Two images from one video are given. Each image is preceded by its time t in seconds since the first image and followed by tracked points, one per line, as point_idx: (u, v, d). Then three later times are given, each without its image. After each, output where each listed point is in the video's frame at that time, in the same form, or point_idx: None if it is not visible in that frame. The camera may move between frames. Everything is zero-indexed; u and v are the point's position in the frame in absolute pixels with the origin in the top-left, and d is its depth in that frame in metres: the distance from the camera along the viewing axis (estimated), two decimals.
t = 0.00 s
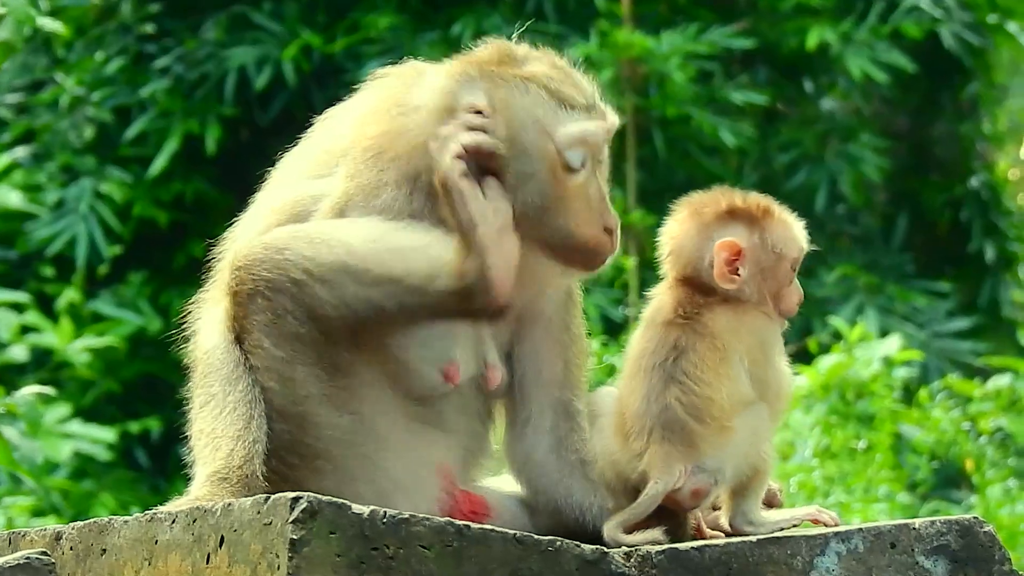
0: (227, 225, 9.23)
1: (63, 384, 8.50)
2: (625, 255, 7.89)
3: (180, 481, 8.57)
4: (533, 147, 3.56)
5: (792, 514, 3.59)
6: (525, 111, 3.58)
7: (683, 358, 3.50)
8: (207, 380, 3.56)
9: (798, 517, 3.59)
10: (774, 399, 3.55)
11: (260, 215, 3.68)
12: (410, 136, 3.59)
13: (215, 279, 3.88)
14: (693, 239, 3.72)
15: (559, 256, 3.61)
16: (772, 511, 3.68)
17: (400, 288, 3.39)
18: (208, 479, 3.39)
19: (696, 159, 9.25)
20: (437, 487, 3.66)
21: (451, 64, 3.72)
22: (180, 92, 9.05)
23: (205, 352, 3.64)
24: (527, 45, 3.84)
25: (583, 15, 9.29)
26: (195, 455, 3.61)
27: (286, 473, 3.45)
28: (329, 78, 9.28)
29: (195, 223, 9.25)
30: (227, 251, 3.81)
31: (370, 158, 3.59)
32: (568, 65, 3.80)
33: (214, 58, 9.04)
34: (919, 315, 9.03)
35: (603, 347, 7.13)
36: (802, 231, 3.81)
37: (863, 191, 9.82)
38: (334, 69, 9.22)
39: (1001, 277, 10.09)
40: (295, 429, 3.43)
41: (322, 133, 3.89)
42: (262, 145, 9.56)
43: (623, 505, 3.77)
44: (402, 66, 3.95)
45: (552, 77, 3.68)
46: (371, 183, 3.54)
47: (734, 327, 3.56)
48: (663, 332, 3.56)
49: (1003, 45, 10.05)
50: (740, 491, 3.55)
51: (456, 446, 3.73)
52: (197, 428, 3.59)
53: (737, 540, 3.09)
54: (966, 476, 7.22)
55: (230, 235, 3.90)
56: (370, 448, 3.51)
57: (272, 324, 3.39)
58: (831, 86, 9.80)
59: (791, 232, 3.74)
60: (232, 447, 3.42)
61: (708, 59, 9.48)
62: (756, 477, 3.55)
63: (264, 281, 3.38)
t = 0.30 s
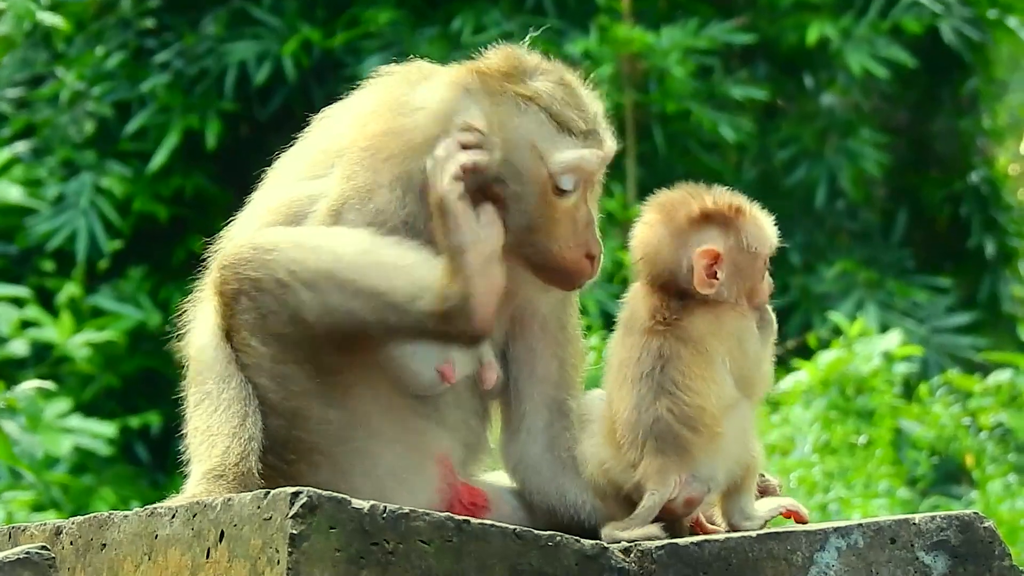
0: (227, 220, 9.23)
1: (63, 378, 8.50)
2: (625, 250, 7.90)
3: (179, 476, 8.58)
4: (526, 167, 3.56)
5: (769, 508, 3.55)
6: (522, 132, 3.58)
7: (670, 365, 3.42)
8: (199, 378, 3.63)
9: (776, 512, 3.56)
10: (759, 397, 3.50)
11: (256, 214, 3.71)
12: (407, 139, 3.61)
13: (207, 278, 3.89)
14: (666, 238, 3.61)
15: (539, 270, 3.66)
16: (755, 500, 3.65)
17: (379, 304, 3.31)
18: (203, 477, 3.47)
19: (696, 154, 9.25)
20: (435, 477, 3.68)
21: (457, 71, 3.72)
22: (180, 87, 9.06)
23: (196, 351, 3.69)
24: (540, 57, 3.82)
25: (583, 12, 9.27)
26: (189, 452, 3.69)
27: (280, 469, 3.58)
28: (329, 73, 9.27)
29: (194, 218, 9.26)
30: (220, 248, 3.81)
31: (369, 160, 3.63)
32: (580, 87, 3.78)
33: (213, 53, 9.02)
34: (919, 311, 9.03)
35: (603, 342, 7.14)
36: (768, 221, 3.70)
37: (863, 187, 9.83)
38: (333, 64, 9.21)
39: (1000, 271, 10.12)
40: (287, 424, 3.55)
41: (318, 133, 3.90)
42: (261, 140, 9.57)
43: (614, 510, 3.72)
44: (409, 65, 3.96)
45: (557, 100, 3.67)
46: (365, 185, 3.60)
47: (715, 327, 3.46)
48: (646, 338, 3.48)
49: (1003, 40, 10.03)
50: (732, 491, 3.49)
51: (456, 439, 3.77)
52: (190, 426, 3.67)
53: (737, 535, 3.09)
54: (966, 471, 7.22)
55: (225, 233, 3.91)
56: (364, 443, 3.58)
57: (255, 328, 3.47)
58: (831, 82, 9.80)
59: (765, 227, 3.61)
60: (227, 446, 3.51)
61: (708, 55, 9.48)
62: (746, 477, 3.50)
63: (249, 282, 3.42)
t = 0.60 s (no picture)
0: (227, 215, 9.23)
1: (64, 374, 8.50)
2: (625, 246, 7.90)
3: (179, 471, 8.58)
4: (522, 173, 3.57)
5: (766, 505, 3.47)
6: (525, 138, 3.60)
7: (669, 377, 3.42)
8: (197, 370, 3.71)
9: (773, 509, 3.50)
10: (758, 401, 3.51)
11: (257, 212, 3.73)
12: (412, 134, 3.63)
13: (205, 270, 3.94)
14: (661, 245, 3.60)
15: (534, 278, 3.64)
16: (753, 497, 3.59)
17: (367, 323, 3.37)
18: (197, 469, 3.54)
19: (696, 150, 9.25)
20: (434, 474, 3.66)
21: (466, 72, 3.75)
22: (180, 82, 9.05)
23: (195, 344, 3.76)
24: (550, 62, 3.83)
25: (584, 7, 9.26)
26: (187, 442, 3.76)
27: (274, 462, 3.59)
28: (329, 69, 9.26)
29: (194, 214, 9.25)
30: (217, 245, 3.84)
31: (372, 157, 3.66)
32: (590, 97, 3.77)
33: (214, 49, 9.01)
34: (919, 307, 9.03)
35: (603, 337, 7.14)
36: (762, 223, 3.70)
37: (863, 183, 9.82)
38: (334, 59, 9.21)
39: (1001, 267, 10.08)
40: (285, 416, 3.55)
41: (320, 133, 3.92)
42: (261, 136, 9.57)
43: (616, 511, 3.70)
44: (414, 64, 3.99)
45: (563, 109, 3.68)
46: (370, 183, 3.62)
47: (713, 334, 3.45)
48: (645, 348, 3.48)
49: (1004, 37, 10.01)
50: (733, 494, 3.39)
51: (455, 434, 3.78)
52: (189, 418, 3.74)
53: (735, 531, 3.09)
54: (966, 467, 7.22)
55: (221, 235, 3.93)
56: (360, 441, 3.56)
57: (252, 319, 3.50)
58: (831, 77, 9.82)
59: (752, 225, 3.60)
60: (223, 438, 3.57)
61: (709, 51, 9.47)
62: (747, 484, 3.41)
63: (244, 275, 3.48)
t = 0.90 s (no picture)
0: (232, 213, 9.24)
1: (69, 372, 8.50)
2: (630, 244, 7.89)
3: (185, 470, 8.58)
4: (527, 168, 3.58)
5: (778, 507, 3.46)
6: (527, 136, 3.61)
7: (716, 382, 3.32)
8: (206, 367, 3.69)
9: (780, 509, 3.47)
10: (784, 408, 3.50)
11: (262, 206, 3.74)
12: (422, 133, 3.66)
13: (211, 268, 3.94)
14: (694, 238, 3.44)
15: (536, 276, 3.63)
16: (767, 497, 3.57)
17: (387, 318, 3.41)
18: (205, 466, 3.55)
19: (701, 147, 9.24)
20: (439, 470, 3.68)
21: (473, 69, 3.76)
22: (186, 81, 9.05)
23: (201, 341, 3.76)
24: (561, 61, 3.85)
25: (588, 5, 9.26)
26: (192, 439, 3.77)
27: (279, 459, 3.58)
28: (334, 66, 9.26)
29: (199, 212, 9.26)
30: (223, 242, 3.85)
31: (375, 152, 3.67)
32: (596, 92, 3.81)
33: (219, 47, 9.02)
34: (925, 305, 9.02)
35: (608, 335, 7.12)
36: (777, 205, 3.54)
37: (868, 179, 9.81)
38: (339, 57, 9.22)
39: (1006, 264, 10.05)
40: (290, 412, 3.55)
41: (323, 130, 3.92)
42: (266, 134, 9.58)
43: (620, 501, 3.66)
44: (420, 64, 3.97)
45: (568, 106, 3.70)
46: (374, 178, 3.64)
47: (752, 335, 3.38)
48: (689, 350, 3.35)
49: (1009, 33, 10.00)
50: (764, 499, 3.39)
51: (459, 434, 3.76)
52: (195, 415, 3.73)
53: (742, 529, 3.08)
54: (972, 464, 7.21)
55: (225, 231, 3.94)
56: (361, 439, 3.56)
57: (267, 317, 3.50)
58: (836, 74, 9.81)
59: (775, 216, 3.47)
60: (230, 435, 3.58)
61: (714, 48, 9.47)
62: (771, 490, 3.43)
63: (252, 273, 3.48)
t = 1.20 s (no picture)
0: (240, 213, 9.24)
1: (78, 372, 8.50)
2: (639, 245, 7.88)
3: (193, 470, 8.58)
4: (538, 156, 3.64)
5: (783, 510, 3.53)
6: (534, 124, 3.66)
7: (730, 397, 3.33)
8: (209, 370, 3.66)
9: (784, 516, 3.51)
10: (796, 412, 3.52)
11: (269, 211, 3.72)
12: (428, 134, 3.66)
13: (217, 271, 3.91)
14: (700, 248, 3.45)
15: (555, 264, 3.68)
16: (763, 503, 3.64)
17: (396, 302, 3.42)
18: (207, 469, 3.49)
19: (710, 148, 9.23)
20: (448, 472, 3.68)
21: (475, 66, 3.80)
22: (195, 81, 9.06)
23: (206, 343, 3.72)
24: (559, 53, 3.89)
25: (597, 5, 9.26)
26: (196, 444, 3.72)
27: (287, 461, 3.57)
28: (343, 66, 9.27)
29: (208, 212, 9.27)
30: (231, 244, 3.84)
31: (385, 156, 3.65)
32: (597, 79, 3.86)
33: (228, 48, 9.03)
34: (933, 306, 9.00)
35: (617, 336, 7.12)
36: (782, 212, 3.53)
37: (877, 180, 9.80)
38: (348, 58, 9.22)
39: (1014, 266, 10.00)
40: (299, 414, 3.53)
41: (330, 132, 3.91)
42: (275, 134, 9.58)
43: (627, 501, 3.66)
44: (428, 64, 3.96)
45: (572, 94, 3.74)
46: (381, 183, 3.61)
47: (762, 344, 3.37)
48: (702, 365, 3.35)
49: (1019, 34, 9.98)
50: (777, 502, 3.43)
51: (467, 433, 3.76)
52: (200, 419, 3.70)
53: (751, 530, 3.07)
54: (981, 465, 7.17)
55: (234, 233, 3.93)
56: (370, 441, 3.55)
57: (272, 319, 3.48)
58: (845, 75, 9.80)
59: (776, 220, 3.48)
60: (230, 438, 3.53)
61: (723, 49, 9.47)
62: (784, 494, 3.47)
63: (259, 274, 3.46)
